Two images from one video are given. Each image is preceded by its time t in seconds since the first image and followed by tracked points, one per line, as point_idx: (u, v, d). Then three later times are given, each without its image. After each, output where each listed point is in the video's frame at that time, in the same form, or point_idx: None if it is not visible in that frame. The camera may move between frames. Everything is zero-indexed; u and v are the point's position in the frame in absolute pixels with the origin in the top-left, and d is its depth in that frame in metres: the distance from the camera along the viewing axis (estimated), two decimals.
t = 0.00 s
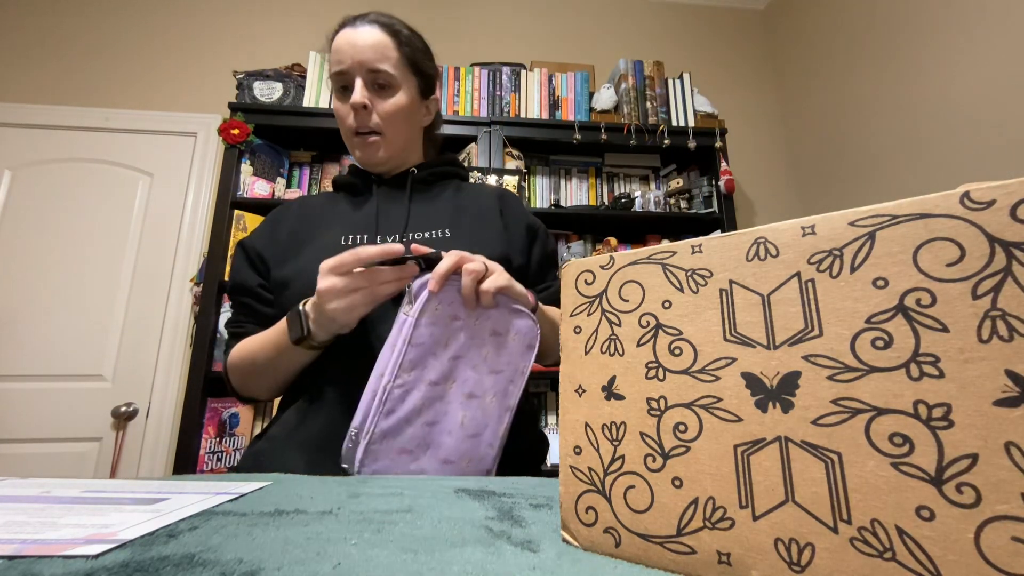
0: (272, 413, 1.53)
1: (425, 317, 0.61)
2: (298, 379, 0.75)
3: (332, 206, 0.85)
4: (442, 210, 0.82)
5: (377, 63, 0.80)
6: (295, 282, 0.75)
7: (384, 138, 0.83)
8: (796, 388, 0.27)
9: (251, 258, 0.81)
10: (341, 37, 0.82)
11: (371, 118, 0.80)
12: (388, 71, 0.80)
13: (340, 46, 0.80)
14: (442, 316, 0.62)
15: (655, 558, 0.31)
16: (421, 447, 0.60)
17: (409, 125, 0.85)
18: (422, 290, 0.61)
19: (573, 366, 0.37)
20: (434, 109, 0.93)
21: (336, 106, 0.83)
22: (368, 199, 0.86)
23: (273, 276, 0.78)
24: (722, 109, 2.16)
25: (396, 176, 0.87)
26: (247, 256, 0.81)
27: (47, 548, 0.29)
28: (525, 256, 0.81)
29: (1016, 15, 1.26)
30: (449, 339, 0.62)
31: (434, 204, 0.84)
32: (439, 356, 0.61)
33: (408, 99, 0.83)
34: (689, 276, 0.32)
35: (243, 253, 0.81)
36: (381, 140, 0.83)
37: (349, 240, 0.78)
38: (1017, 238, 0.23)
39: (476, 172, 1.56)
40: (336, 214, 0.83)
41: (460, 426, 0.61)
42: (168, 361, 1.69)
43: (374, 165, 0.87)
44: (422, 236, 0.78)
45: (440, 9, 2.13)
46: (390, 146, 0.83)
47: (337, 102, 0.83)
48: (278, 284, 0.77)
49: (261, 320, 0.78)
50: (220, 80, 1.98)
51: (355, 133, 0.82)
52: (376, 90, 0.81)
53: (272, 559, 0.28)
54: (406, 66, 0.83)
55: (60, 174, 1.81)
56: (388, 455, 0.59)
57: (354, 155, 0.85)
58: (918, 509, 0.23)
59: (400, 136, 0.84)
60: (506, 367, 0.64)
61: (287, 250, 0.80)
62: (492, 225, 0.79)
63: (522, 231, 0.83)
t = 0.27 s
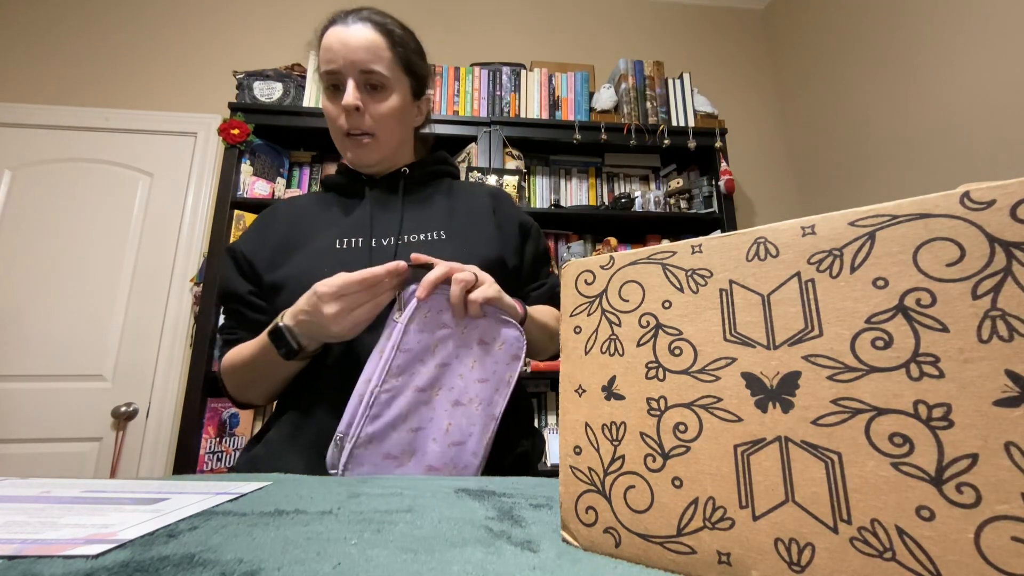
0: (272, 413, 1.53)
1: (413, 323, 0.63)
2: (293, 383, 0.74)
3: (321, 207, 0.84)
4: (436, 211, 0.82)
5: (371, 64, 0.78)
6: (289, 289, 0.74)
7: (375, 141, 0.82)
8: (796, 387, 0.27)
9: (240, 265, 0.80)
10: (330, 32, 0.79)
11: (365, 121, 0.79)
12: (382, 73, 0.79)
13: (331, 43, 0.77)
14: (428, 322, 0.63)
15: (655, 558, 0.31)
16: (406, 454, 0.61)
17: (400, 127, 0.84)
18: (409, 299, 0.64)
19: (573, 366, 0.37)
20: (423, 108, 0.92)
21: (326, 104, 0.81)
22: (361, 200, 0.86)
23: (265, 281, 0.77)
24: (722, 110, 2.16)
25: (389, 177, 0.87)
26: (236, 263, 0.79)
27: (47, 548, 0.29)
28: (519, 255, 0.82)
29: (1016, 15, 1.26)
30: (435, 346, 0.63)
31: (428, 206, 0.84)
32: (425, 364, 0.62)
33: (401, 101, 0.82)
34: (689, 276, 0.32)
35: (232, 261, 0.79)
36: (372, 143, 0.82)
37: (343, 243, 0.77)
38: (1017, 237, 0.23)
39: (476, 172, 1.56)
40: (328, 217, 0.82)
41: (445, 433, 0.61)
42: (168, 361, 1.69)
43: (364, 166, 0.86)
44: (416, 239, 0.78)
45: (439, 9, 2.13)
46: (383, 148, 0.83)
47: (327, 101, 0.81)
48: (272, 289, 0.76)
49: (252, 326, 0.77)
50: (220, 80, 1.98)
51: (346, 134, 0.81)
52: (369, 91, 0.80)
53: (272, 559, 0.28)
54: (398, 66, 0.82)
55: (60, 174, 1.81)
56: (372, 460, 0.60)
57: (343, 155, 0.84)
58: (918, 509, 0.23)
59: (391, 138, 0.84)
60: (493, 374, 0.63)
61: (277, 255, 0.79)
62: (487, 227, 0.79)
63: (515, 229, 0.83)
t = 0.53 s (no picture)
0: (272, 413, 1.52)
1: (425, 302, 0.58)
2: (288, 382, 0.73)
3: (311, 211, 0.83)
4: (430, 213, 0.81)
5: (360, 63, 0.77)
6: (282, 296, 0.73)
7: (365, 141, 0.81)
8: (796, 387, 0.27)
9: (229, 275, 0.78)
10: (316, 30, 0.77)
11: (356, 121, 0.78)
12: (372, 71, 0.78)
13: (317, 42, 0.76)
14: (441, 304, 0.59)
15: (654, 558, 0.31)
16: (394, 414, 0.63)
17: (390, 126, 0.83)
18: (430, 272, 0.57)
19: (573, 366, 0.37)
20: (414, 106, 0.91)
21: (314, 105, 0.79)
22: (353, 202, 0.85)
23: (258, 288, 0.76)
24: (722, 110, 2.16)
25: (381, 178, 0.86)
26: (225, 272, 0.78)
27: (47, 548, 0.29)
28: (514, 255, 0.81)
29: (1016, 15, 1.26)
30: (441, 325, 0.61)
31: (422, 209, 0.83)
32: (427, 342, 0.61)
33: (391, 100, 0.81)
34: (689, 276, 0.32)
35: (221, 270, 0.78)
36: (361, 142, 0.81)
37: (336, 248, 0.77)
38: (1017, 238, 0.23)
39: (476, 172, 1.57)
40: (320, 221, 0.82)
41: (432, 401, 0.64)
42: (168, 361, 1.69)
43: (355, 166, 0.85)
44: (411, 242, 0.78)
45: (439, 9, 2.13)
46: (374, 148, 0.82)
47: (314, 101, 0.80)
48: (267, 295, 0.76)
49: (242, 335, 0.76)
50: (220, 80, 1.97)
51: (334, 134, 0.79)
52: (358, 90, 0.78)
53: (271, 559, 0.28)
54: (386, 65, 0.81)
55: (60, 174, 1.81)
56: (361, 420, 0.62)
57: (334, 156, 0.83)
58: (918, 509, 0.23)
59: (380, 138, 0.82)
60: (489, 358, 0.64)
61: (268, 261, 0.78)
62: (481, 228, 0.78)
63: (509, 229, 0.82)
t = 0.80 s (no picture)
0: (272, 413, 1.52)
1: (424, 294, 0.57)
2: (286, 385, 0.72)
3: (307, 212, 0.83)
4: (426, 214, 0.81)
5: (357, 62, 0.77)
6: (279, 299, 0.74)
7: (362, 140, 0.80)
8: (797, 387, 0.27)
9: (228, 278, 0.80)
10: (311, 29, 0.77)
11: (353, 120, 0.78)
12: (369, 70, 0.78)
13: (313, 40, 0.75)
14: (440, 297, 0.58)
15: (654, 558, 0.31)
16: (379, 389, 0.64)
17: (386, 125, 0.83)
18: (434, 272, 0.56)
19: (573, 366, 0.37)
20: (410, 105, 0.91)
21: (310, 105, 0.79)
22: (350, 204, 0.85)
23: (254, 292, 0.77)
24: (722, 110, 2.16)
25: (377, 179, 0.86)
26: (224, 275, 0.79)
27: (47, 548, 0.29)
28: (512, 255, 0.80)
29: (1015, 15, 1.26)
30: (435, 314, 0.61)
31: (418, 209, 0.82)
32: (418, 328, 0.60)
33: (388, 99, 0.81)
34: (689, 276, 0.32)
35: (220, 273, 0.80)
36: (358, 142, 0.80)
37: (331, 250, 0.77)
38: (1017, 237, 0.23)
39: (476, 172, 1.57)
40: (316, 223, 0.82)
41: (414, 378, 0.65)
42: (168, 361, 1.69)
43: (352, 166, 0.85)
44: (407, 243, 0.77)
45: (439, 9, 2.13)
46: (372, 147, 0.82)
47: (310, 101, 0.79)
48: (262, 298, 0.76)
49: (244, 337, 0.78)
50: (220, 80, 1.98)
51: (331, 134, 0.79)
52: (355, 89, 0.78)
53: (271, 559, 0.28)
54: (383, 63, 0.81)
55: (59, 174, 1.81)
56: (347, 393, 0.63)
57: (331, 156, 0.83)
58: (918, 509, 0.23)
59: (377, 137, 0.82)
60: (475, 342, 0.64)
61: (264, 264, 0.78)
62: (477, 228, 0.78)
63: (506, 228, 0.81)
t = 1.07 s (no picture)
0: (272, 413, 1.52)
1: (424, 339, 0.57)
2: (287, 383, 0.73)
3: (304, 213, 0.83)
4: (424, 215, 0.81)
5: (359, 61, 0.77)
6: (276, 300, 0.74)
7: (363, 140, 0.80)
8: (797, 387, 0.27)
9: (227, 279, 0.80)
10: (312, 27, 0.76)
11: (355, 120, 0.78)
12: (371, 69, 0.78)
13: (314, 39, 0.75)
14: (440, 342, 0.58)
15: (655, 558, 0.31)
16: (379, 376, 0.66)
17: (388, 126, 0.83)
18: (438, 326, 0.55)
19: (573, 366, 0.37)
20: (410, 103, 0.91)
21: (311, 103, 0.79)
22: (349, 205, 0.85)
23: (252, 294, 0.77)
24: (722, 110, 2.16)
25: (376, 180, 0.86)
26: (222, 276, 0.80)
27: (47, 548, 0.29)
28: (511, 256, 0.80)
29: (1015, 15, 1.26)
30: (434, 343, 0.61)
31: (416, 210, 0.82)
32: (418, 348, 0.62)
33: (389, 98, 0.81)
34: (689, 276, 0.32)
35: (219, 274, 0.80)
36: (360, 142, 0.80)
37: (329, 251, 0.77)
38: (1017, 237, 0.23)
39: (476, 172, 1.57)
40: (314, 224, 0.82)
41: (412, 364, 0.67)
42: (168, 361, 1.69)
43: (353, 165, 0.85)
44: (405, 245, 0.77)
45: (439, 9, 2.13)
46: (373, 147, 0.82)
47: (311, 99, 0.79)
48: (259, 301, 0.76)
49: (243, 338, 0.78)
50: (220, 80, 1.98)
51: (332, 134, 0.79)
52: (357, 89, 0.78)
53: (271, 559, 0.28)
54: (384, 62, 0.81)
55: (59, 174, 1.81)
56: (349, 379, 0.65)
57: (332, 155, 0.83)
58: (918, 510, 0.23)
59: (378, 137, 0.82)
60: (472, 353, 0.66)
61: (263, 266, 0.78)
62: (475, 229, 0.78)
63: (504, 229, 0.81)
